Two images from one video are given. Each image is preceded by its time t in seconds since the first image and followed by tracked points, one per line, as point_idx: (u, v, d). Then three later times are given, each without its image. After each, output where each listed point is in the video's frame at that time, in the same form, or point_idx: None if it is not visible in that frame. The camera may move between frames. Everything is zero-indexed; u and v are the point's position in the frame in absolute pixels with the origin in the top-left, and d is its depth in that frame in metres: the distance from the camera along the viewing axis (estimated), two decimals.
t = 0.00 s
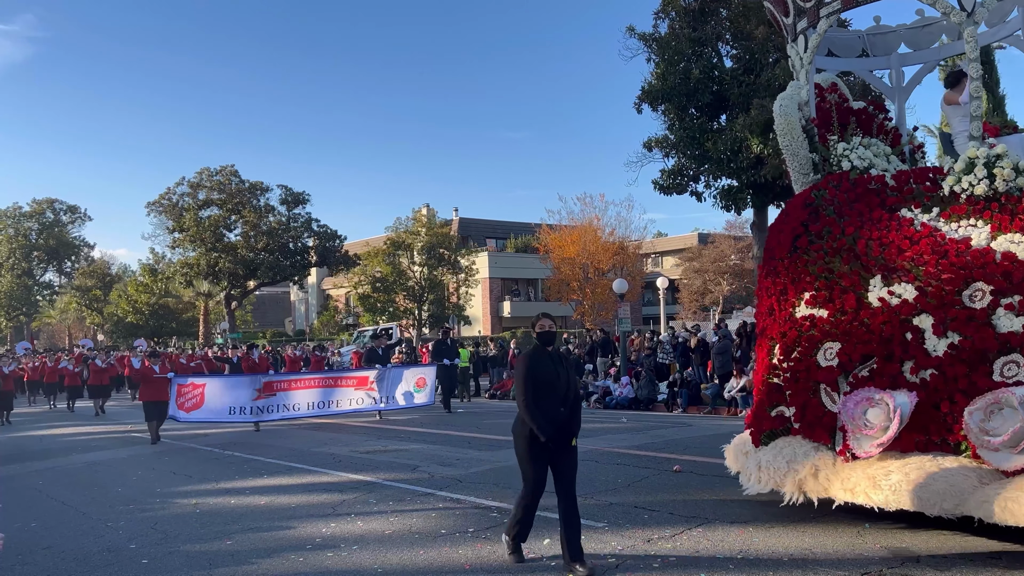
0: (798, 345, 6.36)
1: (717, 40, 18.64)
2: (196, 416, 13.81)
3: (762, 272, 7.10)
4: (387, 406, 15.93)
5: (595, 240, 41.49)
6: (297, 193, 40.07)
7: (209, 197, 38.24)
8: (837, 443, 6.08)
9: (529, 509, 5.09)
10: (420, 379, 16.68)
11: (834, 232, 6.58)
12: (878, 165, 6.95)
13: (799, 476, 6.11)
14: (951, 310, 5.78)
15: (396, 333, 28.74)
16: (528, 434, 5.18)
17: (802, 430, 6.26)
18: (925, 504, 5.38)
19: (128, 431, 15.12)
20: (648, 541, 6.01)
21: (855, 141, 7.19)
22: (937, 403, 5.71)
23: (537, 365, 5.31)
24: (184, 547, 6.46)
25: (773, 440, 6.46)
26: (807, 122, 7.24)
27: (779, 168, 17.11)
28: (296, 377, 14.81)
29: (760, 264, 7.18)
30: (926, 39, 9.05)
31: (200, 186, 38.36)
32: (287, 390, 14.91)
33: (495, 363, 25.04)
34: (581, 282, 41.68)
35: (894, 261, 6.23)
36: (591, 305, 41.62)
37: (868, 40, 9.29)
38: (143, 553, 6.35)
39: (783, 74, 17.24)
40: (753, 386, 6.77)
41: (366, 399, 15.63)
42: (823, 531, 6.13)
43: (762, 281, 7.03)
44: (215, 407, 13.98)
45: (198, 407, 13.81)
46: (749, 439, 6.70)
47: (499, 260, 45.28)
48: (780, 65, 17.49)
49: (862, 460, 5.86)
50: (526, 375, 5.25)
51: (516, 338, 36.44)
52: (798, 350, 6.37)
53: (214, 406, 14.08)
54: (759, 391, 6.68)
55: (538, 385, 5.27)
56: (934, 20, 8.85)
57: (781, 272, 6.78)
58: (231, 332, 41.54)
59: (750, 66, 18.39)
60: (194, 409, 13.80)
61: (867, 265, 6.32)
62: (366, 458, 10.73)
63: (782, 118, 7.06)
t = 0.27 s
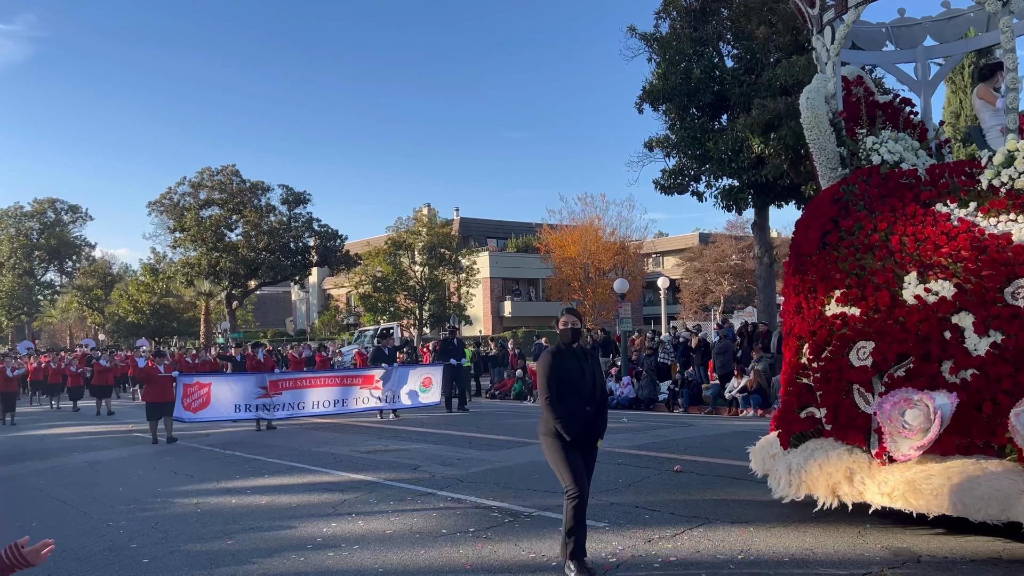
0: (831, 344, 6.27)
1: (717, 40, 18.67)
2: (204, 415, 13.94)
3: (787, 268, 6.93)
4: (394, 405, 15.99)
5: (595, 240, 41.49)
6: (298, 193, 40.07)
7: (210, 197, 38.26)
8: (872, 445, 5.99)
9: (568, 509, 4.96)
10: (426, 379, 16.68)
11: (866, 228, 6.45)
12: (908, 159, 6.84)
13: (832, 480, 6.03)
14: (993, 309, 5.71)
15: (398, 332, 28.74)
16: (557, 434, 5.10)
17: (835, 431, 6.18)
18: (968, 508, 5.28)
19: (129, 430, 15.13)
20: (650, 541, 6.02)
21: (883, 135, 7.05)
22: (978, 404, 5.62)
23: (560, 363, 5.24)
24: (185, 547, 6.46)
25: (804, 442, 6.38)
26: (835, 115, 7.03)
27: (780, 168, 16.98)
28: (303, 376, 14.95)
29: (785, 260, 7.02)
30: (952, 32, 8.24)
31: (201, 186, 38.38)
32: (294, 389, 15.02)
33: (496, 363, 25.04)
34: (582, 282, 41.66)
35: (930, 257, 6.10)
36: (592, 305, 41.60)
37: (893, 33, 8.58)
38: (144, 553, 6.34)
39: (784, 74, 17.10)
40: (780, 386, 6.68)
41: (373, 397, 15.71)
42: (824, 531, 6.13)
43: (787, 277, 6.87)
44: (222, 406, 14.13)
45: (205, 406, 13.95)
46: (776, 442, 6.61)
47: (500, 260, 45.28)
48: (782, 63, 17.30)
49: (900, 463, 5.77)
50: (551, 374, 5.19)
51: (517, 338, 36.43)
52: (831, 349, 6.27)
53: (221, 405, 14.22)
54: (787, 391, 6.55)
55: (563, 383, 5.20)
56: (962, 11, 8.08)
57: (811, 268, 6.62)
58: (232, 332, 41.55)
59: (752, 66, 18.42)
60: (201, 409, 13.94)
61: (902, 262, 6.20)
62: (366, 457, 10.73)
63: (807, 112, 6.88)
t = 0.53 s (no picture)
0: (864, 344, 6.15)
1: (719, 40, 18.65)
2: (208, 415, 13.75)
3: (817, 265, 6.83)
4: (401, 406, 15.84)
5: (597, 240, 41.48)
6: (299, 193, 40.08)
7: (211, 197, 38.26)
8: (911, 449, 5.79)
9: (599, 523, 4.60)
10: (433, 379, 16.53)
11: (900, 225, 6.33)
12: (942, 153, 6.64)
13: (869, 484, 5.87)
14: None
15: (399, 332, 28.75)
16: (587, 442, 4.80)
17: (871, 434, 6.05)
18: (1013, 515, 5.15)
19: (130, 430, 15.13)
20: (651, 541, 6.01)
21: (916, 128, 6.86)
22: None
23: (585, 369, 5.01)
24: (186, 547, 6.46)
25: (837, 443, 6.27)
26: (864, 109, 6.90)
27: (781, 167, 17.11)
28: (311, 377, 14.83)
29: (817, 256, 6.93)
30: (981, 25, 8.27)
31: (202, 186, 38.39)
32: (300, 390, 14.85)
33: (497, 363, 25.03)
34: (583, 282, 41.64)
35: (969, 254, 5.93)
36: (594, 305, 41.59)
37: (919, 25, 8.52)
38: (146, 553, 6.34)
39: (786, 73, 17.23)
40: (812, 386, 6.59)
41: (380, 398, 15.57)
42: (825, 531, 6.12)
43: (817, 275, 6.77)
44: (227, 407, 13.97)
45: (209, 406, 13.75)
46: (809, 445, 6.48)
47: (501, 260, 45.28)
48: (783, 63, 17.42)
49: (940, 468, 5.55)
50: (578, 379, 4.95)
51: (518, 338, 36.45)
52: (864, 349, 6.15)
53: (226, 406, 14.05)
54: (820, 391, 6.45)
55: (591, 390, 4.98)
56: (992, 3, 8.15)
57: (842, 265, 6.52)
58: (234, 331, 41.58)
59: (754, 66, 18.44)
60: (205, 409, 13.75)
61: (938, 259, 6.05)
62: (367, 457, 10.73)
63: (836, 105, 6.78)
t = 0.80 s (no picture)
0: (901, 343, 6.13)
1: (721, 40, 18.60)
2: (216, 414, 13.86)
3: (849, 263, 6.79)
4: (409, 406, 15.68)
5: (599, 240, 41.45)
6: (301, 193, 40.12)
7: (214, 197, 38.28)
8: (952, 453, 5.76)
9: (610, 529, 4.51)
10: (442, 380, 16.27)
11: (937, 220, 6.27)
12: (976, 148, 6.62)
13: (908, 489, 5.82)
14: None
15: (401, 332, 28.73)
16: (610, 444, 4.59)
17: (911, 437, 6.02)
18: None
19: (133, 431, 15.15)
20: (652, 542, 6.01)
21: (950, 121, 6.88)
22: None
23: (613, 364, 4.75)
24: (189, 547, 6.47)
25: (872, 447, 6.28)
26: (896, 103, 7.12)
27: (783, 167, 17.16)
28: (317, 377, 14.88)
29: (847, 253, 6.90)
30: (1010, 16, 8.26)
31: (205, 186, 38.42)
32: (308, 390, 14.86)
33: (499, 364, 25.02)
34: (585, 282, 41.61)
35: (1009, 251, 5.87)
36: (595, 305, 41.54)
37: (946, 17, 8.54)
38: (148, 552, 6.35)
39: (788, 74, 17.29)
40: (844, 387, 6.59)
41: (388, 398, 15.45)
42: (827, 532, 6.11)
43: (850, 273, 6.74)
44: (235, 406, 14.03)
45: (217, 405, 13.88)
46: (844, 449, 6.48)
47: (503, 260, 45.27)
48: (785, 64, 17.47)
49: (983, 473, 5.52)
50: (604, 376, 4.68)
51: (520, 338, 36.44)
52: (901, 349, 6.12)
53: (234, 405, 14.13)
54: (856, 393, 6.44)
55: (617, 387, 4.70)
56: None
57: (874, 263, 6.48)
58: (235, 331, 41.58)
59: (755, 66, 18.32)
60: (213, 408, 13.87)
61: (975, 256, 5.99)
62: (369, 457, 10.76)
63: (869, 97, 7.00)
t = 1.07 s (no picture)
0: (942, 342, 6.14)
1: (723, 41, 18.57)
2: (223, 417, 13.94)
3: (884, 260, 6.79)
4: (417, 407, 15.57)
5: (601, 240, 41.43)
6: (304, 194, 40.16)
7: (216, 197, 38.31)
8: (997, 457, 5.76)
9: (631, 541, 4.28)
10: (450, 380, 16.15)
11: (978, 217, 6.20)
12: (1014, 140, 6.54)
13: (952, 494, 5.76)
14: None
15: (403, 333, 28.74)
16: (644, 454, 4.32)
17: (952, 440, 6.00)
18: None
19: (136, 431, 15.17)
20: (655, 543, 6.00)
21: (988, 114, 6.81)
22: None
23: (651, 369, 4.43)
24: (191, 547, 6.47)
25: (911, 450, 6.28)
26: (931, 95, 7.04)
27: (785, 168, 17.14)
28: (324, 377, 14.78)
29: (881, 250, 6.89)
30: None
31: (207, 186, 38.45)
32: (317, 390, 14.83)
33: (501, 364, 25.02)
34: (587, 282, 41.56)
35: None
36: (598, 306, 41.50)
37: (976, 10, 7.98)
38: (151, 553, 6.36)
39: (790, 74, 17.28)
40: (879, 388, 6.59)
41: (396, 400, 15.33)
42: (830, 533, 6.08)
43: (885, 270, 6.74)
44: (241, 408, 14.05)
45: (224, 408, 13.93)
46: (881, 453, 6.47)
47: (505, 260, 45.27)
48: (787, 64, 17.46)
49: None
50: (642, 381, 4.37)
51: (522, 339, 36.44)
52: (943, 349, 6.12)
53: (241, 407, 14.16)
54: (893, 393, 6.44)
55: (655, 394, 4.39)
56: None
57: (911, 260, 6.48)
58: (238, 332, 41.60)
59: (756, 66, 18.25)
60: (220, 410, 13.91)
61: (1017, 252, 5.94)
62: (371, 457, 10.78)
63: (903, 89, 6.92)
